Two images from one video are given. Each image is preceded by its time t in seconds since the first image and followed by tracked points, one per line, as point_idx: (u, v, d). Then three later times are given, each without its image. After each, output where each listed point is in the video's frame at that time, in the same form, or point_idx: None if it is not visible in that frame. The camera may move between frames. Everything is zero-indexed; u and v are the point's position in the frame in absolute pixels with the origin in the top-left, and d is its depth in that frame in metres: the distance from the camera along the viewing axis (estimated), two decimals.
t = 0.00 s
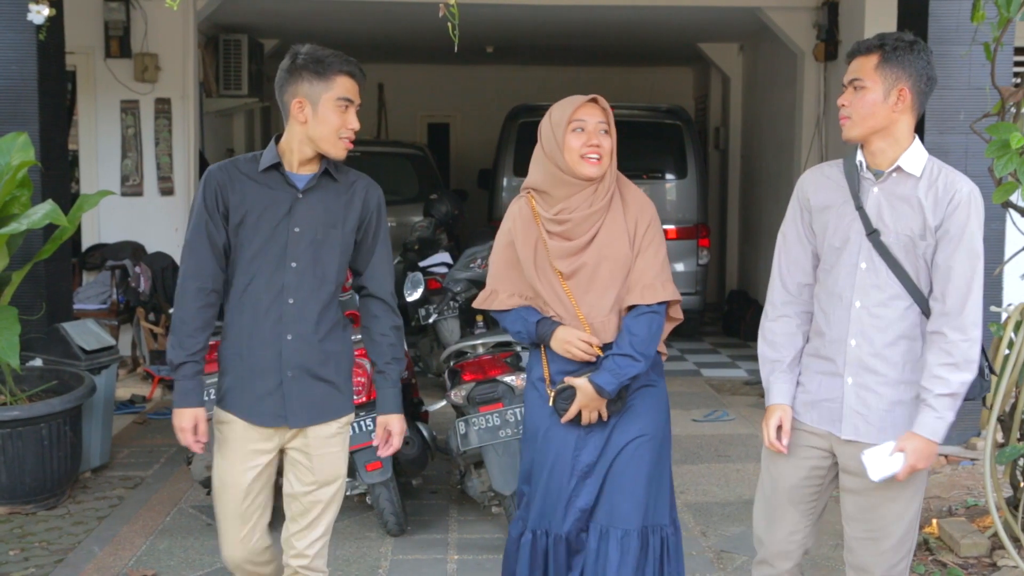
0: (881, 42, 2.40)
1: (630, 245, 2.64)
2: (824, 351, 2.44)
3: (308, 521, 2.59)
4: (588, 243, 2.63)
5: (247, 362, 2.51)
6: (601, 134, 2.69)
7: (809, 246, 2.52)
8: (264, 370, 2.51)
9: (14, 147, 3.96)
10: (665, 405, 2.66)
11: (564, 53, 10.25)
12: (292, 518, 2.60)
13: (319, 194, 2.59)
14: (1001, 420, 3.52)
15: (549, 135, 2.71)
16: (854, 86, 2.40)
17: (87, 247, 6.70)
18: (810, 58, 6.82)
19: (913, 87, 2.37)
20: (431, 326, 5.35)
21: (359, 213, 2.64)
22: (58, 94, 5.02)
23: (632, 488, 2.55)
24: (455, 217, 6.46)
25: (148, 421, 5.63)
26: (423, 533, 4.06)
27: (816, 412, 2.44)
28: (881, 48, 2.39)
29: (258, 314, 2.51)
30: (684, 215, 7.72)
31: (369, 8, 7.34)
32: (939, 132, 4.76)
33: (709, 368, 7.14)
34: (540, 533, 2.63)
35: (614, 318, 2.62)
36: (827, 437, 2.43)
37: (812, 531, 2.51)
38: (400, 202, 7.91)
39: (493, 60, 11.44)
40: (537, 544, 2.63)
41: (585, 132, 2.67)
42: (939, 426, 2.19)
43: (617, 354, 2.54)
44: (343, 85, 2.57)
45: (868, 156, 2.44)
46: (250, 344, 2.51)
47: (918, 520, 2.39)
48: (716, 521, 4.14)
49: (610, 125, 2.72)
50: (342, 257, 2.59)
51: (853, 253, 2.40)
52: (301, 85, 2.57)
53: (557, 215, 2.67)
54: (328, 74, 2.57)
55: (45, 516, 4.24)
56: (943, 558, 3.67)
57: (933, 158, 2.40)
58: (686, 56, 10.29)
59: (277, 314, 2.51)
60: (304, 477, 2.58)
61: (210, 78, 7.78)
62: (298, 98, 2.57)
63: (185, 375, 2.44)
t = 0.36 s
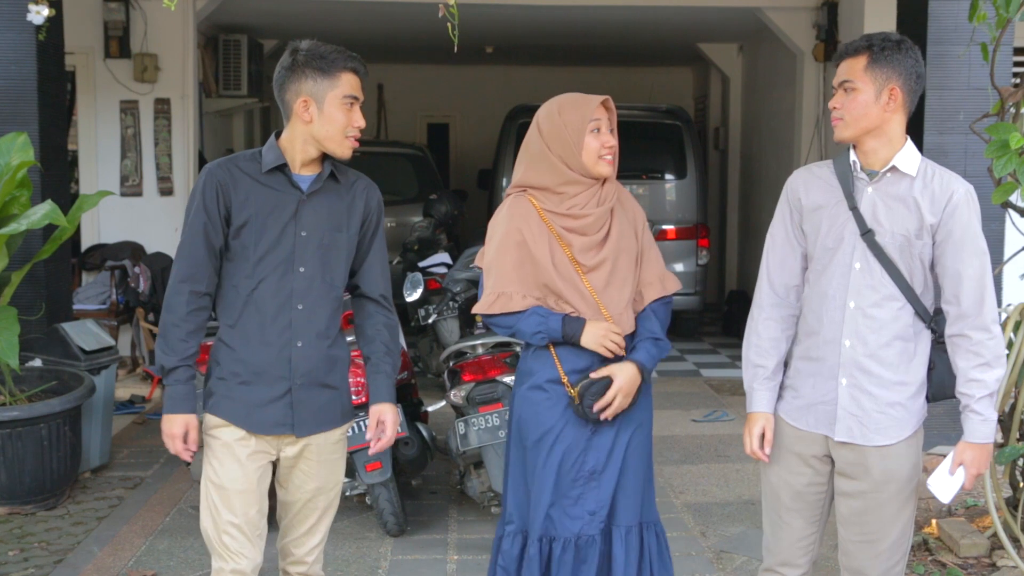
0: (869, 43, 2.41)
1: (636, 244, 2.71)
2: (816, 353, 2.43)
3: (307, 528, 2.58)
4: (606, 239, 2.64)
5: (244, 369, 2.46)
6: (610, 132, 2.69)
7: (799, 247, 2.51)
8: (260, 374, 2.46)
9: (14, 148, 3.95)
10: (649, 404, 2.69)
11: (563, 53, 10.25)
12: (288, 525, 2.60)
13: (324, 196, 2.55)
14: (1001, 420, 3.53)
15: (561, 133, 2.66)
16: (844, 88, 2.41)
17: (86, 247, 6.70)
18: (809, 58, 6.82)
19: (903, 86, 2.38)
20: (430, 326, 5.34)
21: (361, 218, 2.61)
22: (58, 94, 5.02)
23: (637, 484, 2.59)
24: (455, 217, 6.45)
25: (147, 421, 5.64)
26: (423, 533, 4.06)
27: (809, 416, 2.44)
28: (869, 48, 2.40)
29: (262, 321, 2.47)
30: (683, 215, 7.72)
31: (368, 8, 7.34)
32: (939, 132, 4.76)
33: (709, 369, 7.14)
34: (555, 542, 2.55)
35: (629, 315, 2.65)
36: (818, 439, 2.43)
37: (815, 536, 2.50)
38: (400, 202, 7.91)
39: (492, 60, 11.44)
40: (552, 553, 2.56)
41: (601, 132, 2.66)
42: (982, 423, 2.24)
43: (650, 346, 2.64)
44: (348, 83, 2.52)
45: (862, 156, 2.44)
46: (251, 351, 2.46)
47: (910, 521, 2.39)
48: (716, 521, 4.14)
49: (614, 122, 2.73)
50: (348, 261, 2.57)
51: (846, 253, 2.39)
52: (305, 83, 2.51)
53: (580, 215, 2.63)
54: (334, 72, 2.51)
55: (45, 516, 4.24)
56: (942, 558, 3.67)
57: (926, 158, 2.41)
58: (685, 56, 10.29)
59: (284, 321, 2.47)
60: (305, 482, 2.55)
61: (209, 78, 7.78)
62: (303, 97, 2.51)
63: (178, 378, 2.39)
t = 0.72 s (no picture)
0: (848, 44, 2.41)
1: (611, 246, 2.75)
2: (804, 353, 2.44)
3: (315, 531, 2.61)
4: (583, 243, 2.67)
5: (254, 379, 2.40)
6: (588, 134, 2.69)
7: (789, 249, 2.53)
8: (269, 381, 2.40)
9: (10, 148, 3.94)
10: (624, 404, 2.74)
11: (561, 53, 10.25)
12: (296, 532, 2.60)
13: (316, 194, 2.51)
14: (997, 419, 3.53)
15: (538, 136, 2.66)
16: (827, 90, 2.40)
17: (83, 247, 6.69)
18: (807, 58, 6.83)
19: (885, 86, 2.37)
20: (427, 326, 5.35)
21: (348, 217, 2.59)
22: (54, 94, 5.02)
23: (618, 483, 2.62)
24: (452, 218, 6.45)
25: (144, 422, 5.63)
26: (419, 533, 4.06)
27: (796, 416, 2.45)
28: (849, 50, 2.39)
29: (269, 327, 2.41)
30: (681, 215, 7.72)
31: (366, 8, 7.34)
32: (935, 132, 4.77)
33: (706, 369, 7.14)
34: (535, 541, 2.59)
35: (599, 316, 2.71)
36: (808, 439, 2.44)
37: (809, 536, 2.51)
38: (397, 203, 7.91)
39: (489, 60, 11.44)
40: (532, 552, 2.59)
41: (578, 137, 2.66)
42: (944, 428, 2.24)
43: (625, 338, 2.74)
44: (336, 78, 2.47)
45: (848, 157, 2.44)
46: (258, 360, 2.40)
47: (898, 522, 2.39)
48: (713, 521, 4.14)
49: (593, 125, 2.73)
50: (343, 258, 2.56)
51: (832, 253, 2.40)
52: (292, 80, 2.46)
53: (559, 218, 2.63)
54: (321, 67, 2.46)
55: (41, 517, 4.24)
56: (938, 558, 3.67)
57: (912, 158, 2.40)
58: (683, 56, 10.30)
59: (291, 327, 2.43)
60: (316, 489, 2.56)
61: (207, 78, 7.77)
62: (290, 94, 2.45)
63: (196, 395, 2.30)
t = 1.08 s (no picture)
0: (824, 44, 2.41)
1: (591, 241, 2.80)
2: (785, 353, 2.45)
3: (316, 541, 2.58)
4: (550, 238, 2.75)
5: (267, 387, 2.37)
6: (559, 135, 2.78)
7: (771, 250, 2.55)
8: (282, 388, 2.39)
9: None
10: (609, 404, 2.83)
11: (552, 53, 10.25)
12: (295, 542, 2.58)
13: (297, 192, 2.51)
14: (987, 419, 3.54)
15: (508, 137, 2.79)
16: (803, 89, 2.41)
17: (73, 247, 6.67)
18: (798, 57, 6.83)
19: (861, 84, 2.37)
20: (419, 326, 5.35)
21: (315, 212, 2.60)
22: (44, 93, 5.00)
23: (595, 482, 2.70)
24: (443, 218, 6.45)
25: (135, 422, 5.62)
26: (411, 533, 4.06)
27: (778, 416, 2.47)
28: (824, 49, 2.40)
29: (279, 334, 2.39)
30: (672, 215, 7.72)
31: (357, 8, 7.33)
32: (924, 132, 4.78)
33: (697, 369, 7.15)
34: (510, 533, 2.72)
35: (573, 314, 2.74)
36: (788, 439, 2.46)
37: (794, 535, 2.52)
38: (388, 203, 7.91)
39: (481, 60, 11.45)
40: (507, 544, 2.73)
41: (546, 135, 2.76)
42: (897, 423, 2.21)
43: (580, 340, 2.71)
44: (310, 71, 2.44)
45: (825, 156, 2.44)
46: (268, 368, 2.38)
47: (882, 520, 2.39)
48: (704, 520, 4.15)
49: (568, 126, 2.82)
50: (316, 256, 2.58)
51: (811, 253, 2.41)
52: (266, 76, 2.40)
53: (524, 211, 2.75)
54: (295, 59, 2.42)
55: (31, 518, 4.23)
56: (928, 557, 3.68)
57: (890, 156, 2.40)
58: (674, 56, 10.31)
59: (297, 332, 2.42)
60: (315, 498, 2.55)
61: (197, 78, 7.91)
62: (266, 90, 2.40)
63: (209, 417, 2.23)
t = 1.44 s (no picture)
0: (802, 43, 2.42)
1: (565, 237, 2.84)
2: (767, 352, 2.46)
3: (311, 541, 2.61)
4: (521, 236, 2.80)
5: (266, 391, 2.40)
6: (534, 136, 2.83)
7: (753, 250, 2.56)
8: (275, 391, 2.42)
9: None
10: (596, 404, 2.87)
11: (542, 53, 10.25)
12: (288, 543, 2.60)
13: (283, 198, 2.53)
14: (974, 418, 3.54)
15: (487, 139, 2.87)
16: (782, 89, 2.42)
17: (60, 248, 6.65)
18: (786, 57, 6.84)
19: (838, 83, 2.37)
20: (407, 326, 5.35)
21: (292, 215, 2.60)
22: (30, 93, 4.98)
23: (580, 483, 2.75)
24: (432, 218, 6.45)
25: (123, 423, 5.61)
26: (400, 533, 4.06)
27: (762, 416, 2.48)
28: (802, 49, 2.41)
29: (277, 339, 2.42)
30: (660, 215, 7.73)
31: (346, 8, 7.32)
32: (912, 132, 4.79)
33: (687, 368, 7.15)
34: (495, 536, 2.78)
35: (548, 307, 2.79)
36: (772, 440, 2.47)
37: (780, 535, 2.53)
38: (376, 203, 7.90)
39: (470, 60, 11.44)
40: (492, 546, 2.78)
41: (522, 135, 2.83)
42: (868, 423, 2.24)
43: (529, 330, 2.73)
44: (304, 78, 2.43)
45: (806, 155, 2.45)
46: (269, 374, 2.40)
47: (866, 518, 2.40)
48: (692, 520, 4.15)
49: (547, 128, 2.85)
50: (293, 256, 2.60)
51: (792, 252, 2.42)
52: (262, 84, 2.36)
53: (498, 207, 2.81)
54: (289, 67, 2.39)
55: (18, 519, 4.21)
56: (916, 556, 3.69)
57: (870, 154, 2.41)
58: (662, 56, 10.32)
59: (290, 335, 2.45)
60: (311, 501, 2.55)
61: (184, 78, 7.88)
62: (262, 98, 2.37)
63: (269, 426, 2.24)
